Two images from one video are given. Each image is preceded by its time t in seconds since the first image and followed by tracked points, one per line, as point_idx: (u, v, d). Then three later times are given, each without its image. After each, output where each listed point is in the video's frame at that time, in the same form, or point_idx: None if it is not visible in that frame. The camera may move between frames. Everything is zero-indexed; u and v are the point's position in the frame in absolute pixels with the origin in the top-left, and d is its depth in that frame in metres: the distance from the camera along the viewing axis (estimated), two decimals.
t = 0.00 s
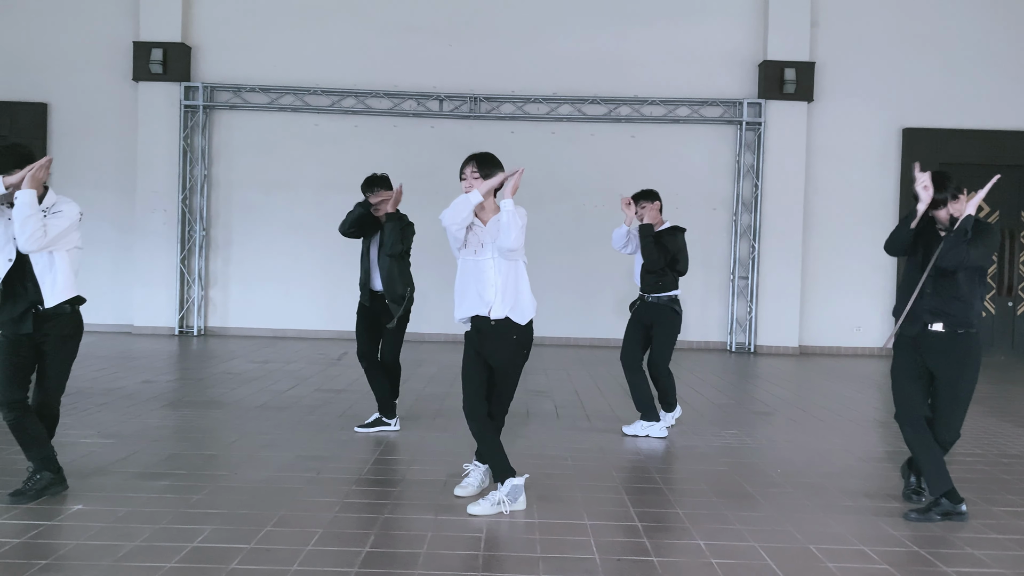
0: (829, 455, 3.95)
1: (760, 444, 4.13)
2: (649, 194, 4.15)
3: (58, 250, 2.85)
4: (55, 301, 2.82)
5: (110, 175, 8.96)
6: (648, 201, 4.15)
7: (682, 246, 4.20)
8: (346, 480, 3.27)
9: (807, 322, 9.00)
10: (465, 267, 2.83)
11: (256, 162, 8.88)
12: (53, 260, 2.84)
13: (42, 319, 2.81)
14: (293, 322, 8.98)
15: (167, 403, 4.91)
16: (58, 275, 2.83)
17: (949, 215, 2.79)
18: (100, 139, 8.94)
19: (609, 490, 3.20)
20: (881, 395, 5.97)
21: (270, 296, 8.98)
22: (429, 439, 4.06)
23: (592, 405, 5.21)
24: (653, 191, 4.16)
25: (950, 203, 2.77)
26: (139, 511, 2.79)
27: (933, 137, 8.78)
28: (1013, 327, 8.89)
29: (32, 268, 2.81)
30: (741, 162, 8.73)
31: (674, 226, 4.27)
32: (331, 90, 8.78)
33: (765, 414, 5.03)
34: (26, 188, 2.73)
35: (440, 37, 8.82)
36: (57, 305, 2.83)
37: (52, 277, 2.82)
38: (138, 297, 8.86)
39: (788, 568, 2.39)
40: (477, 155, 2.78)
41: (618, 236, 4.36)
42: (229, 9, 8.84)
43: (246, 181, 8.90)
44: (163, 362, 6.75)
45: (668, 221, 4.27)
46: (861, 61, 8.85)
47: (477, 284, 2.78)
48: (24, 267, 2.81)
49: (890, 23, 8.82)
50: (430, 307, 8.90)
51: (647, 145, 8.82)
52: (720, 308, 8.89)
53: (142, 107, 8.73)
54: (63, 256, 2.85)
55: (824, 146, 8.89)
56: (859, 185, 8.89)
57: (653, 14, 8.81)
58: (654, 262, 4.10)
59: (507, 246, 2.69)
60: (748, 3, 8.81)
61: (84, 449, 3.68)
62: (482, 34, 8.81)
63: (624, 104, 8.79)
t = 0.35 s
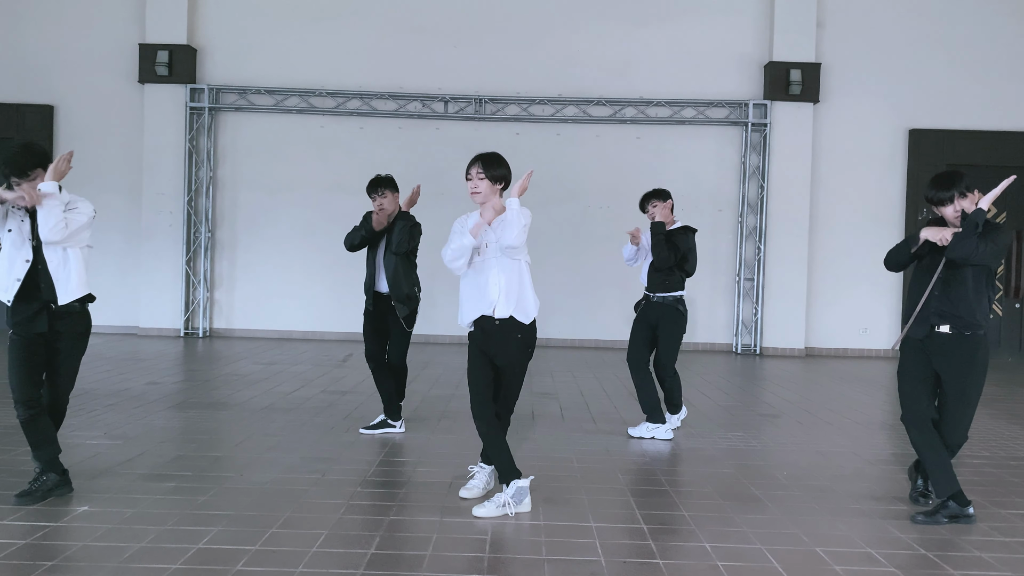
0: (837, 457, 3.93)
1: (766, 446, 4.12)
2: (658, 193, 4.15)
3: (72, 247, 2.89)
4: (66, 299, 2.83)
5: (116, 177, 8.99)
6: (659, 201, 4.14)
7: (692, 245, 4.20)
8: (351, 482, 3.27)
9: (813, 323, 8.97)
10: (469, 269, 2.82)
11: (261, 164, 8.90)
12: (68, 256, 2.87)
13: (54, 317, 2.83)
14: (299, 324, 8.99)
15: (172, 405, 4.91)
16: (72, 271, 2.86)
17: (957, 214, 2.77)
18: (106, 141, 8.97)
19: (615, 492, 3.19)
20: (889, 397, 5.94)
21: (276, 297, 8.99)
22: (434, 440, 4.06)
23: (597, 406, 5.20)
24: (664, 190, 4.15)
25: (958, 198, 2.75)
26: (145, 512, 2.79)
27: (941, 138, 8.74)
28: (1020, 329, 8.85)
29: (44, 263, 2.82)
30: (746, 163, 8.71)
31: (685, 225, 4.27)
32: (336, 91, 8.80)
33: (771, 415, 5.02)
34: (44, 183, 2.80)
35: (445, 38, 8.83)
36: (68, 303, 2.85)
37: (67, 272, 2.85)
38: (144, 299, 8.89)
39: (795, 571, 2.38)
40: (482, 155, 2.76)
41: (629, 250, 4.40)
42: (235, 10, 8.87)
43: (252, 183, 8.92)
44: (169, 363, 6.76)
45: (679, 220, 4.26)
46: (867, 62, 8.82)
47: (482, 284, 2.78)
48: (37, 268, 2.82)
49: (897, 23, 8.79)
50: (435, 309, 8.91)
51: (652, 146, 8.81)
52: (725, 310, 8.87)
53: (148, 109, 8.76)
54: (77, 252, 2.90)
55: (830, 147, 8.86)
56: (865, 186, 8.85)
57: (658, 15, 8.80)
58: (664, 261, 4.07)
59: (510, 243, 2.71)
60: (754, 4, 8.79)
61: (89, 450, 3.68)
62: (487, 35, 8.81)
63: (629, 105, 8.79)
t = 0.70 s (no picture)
0: (840, 459, 3.92)
1: (770, 448, 4.11)
2: (662, 195, 4.15)
3: (83, 248, 2.90)
4: (75, 299, 2.85)
5: (120, 179, 9.01)
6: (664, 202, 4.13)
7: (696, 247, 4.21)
8: (354, 483, 3.27)
9: (816, 325, 8.95)
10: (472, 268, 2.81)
11: (264, 166, 8.92)
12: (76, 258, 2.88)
13: (62, 317, 2.84)
14: (302, 326, 9.01)
15: (176, 407, 4.92)
16: (81, 272, 2.88)
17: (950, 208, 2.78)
18: (109, 143, 8.99)
19: (617, 494, 3.18)
20: (892, 398, 5.92)
21: (279, 299, 9.00)
22: (437, 442, 4.06)
23: (600, 408, 5.20)
24: (668, 192, 4.14)
25: (949, 189, 2.78)
26: (148, 515, 2.79)
27: (944, 139, 8.71)
28: None
29: (54, 265, 2.85)
30: (749, 164, 8.70)
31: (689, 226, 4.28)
32: (339, 93, 8.81)
33: (774, 417, 5.01)
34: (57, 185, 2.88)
35: (448, 40, 8.84)
36: (76, 303, 2.86)
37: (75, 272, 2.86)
38: (148, 301, 8.91)
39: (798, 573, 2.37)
40: (485, 154, 2.77)
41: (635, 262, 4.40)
42: (238, 13, 8.89)
43: (255, 184, 8.93)
44: (172, 365, 6.76)
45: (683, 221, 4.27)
46: (870, 62, 8.80)
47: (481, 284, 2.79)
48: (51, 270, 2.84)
49: (900, 24, 8.78)
50: (438, 310, 8.91)
51: (655, 147, 8.80)
52: (728, 311, 8.85)
53: (151, 111, 8.78)
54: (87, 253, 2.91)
55: (833, 148, 8.85)
56: (869, 187, 8.84)
57: (661, 17, 8.80)
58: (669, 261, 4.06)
59: (509, 236, 2.73)
60: (756, 5, 8.79)
61: (92, 452, 3.69)
62: (489, 37, 8.82)
63: (632, 106, 8.78)
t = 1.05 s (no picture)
0: (842, 459, 3.91)
1: (771, 448, 4.10)
2: (663, 195, 4.14)
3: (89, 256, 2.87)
4: (82, 301, 2.84)
5: (121, 180, 9.02)
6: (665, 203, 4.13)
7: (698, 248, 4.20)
8: (355, 484, 3.27)
9: (817, 325, 8.94)
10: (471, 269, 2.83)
11: (265, 167, 8.92)
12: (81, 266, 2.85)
13: (68, 317, 2.83)
14: (303, 327, 9.01)
15: (177, 408, 4.93)
16: (89, 277, 2.87)
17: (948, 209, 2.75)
18: (111, 145, 9.00)
19: (618, 494, 3.18)
20: (894, 398, 5.91)
21: (281, 300, 9.01)
22: (437, 443, 4.06)
23: (601, 408, 5.20)
24: (668, 192, 4.13)
25: (946, 189, 2.75)
26: (149, 515, 2.79)
27: (946, 139, 8.70)
28: None
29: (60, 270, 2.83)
30: (750, 164, 8.69)
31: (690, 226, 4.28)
32: (340, 94, 8.81)
33: (775, 417, 5.00)
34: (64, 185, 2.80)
35: (449, 41, 8.84)
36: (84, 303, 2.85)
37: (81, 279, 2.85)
38: (149, 302, 8.91)
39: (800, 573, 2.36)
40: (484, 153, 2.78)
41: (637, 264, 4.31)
42: (239, 14, 8.90)
43: (256, 186, 8.94)
44: (173, 366, 6.76)
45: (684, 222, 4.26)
46: (872, 62, 8.79)
47: (480, 284, 2.78)
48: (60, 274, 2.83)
49: (901, 24, 8.77)
50: (439, 310, 8.91)
51: (656, 148, 8.80)
52: (729, 311, 8.84)
53: (153, 112, 8.79)
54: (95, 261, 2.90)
55: (834, 147, 8.84)
56: (870, 187, 8.83)
57: (662, 17, 8.79)
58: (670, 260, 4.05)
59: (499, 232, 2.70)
60: (757, 5, 8.78)
61: (94, 453, 3.69)
62: (490, 37, 8.82)
63: (633, 106, 8.77)
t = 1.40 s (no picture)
0: (844, 459, 3.91)
1: (773, 448, 4.10)
2: (668, 193, 4.15)
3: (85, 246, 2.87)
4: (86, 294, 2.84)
5: (123, 182, 9.04)
6: (670, 201, 4.14)
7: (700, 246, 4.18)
8: (357, 485, 3.27)
9: (819, 325, 8.93)
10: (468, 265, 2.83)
11: (267, 168, 8.93)
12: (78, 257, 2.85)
13: (78, 311, 2.84)
14: (305, 328, 9.02)
15: (179, 408, 4.93)
16: (87, 267, 2.86)
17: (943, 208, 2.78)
18: (113, 146, 9.02)
19: (619, 495, 3.18)
20: (895, 399, 5.91)
21: (283, 301, 9.02)
22: (440, 444, 4.06)
23: (603, 409, 5.20)
24: (673, 189, 4.15)
25: (942, 189, 2.77)
26: (152, 516, 2.80)
27: (947, 139, 8.70)
28: None
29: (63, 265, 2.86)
30: (752, 164, 8.69)
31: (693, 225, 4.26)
32: (341, 95, 8.82)
33: (776, 417, 5.00)
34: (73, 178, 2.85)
35: (450, 42, 8.85)
36: (90, 296, 2.86)
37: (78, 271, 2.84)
38: (151, 303, 8.92)
39: (801, 573, 2.37)
40: (492, 150, 2.77)
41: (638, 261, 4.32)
42: (241, 16, 8.91)
43: (258, 187, 8.95)
44: (175, 367, 6.76)
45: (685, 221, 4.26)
46: (873, 62, 8.79)
47: (477, 279, 2.78)
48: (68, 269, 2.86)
49: (902, 24, 8.76)
50: (441, 311, 8.92)
51: (657, 148, 8.80)
52: (731, 312, 8.84)
53: (155, 113, 8.80)
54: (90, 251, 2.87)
55: (836, 148, 8.83)
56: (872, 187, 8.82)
57: (663, 17, 8.80)
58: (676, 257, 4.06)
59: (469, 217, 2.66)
60: (758, 6, 8.79)
61: (96, 454, 3.69)
62: (492, 38, 8.83)
63: (634, 107, 8.77)
